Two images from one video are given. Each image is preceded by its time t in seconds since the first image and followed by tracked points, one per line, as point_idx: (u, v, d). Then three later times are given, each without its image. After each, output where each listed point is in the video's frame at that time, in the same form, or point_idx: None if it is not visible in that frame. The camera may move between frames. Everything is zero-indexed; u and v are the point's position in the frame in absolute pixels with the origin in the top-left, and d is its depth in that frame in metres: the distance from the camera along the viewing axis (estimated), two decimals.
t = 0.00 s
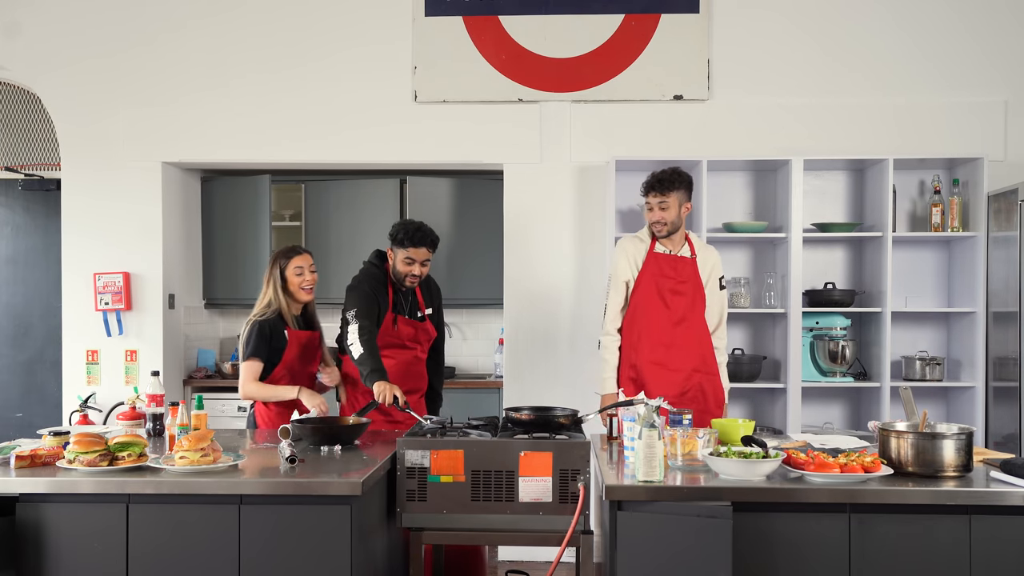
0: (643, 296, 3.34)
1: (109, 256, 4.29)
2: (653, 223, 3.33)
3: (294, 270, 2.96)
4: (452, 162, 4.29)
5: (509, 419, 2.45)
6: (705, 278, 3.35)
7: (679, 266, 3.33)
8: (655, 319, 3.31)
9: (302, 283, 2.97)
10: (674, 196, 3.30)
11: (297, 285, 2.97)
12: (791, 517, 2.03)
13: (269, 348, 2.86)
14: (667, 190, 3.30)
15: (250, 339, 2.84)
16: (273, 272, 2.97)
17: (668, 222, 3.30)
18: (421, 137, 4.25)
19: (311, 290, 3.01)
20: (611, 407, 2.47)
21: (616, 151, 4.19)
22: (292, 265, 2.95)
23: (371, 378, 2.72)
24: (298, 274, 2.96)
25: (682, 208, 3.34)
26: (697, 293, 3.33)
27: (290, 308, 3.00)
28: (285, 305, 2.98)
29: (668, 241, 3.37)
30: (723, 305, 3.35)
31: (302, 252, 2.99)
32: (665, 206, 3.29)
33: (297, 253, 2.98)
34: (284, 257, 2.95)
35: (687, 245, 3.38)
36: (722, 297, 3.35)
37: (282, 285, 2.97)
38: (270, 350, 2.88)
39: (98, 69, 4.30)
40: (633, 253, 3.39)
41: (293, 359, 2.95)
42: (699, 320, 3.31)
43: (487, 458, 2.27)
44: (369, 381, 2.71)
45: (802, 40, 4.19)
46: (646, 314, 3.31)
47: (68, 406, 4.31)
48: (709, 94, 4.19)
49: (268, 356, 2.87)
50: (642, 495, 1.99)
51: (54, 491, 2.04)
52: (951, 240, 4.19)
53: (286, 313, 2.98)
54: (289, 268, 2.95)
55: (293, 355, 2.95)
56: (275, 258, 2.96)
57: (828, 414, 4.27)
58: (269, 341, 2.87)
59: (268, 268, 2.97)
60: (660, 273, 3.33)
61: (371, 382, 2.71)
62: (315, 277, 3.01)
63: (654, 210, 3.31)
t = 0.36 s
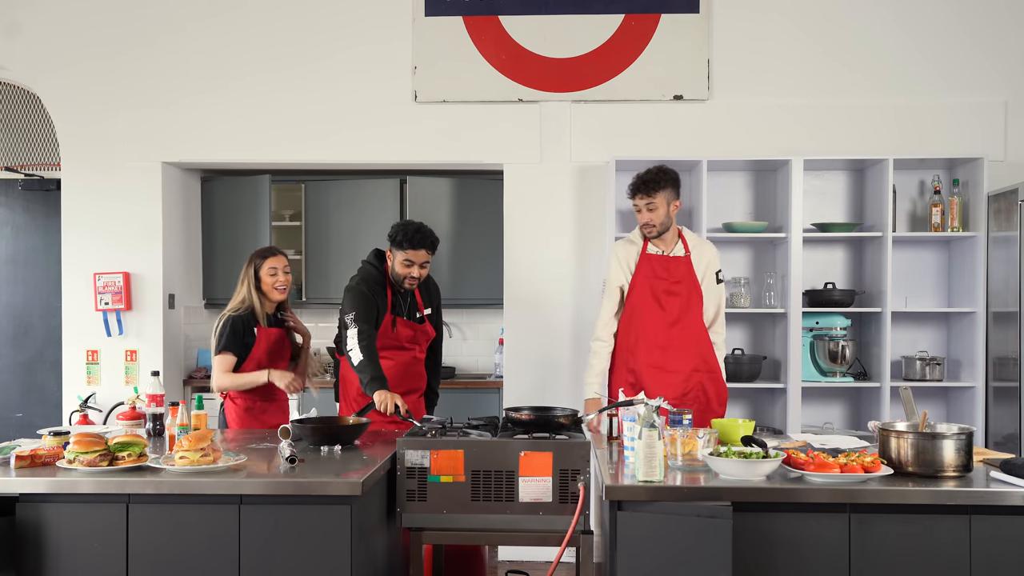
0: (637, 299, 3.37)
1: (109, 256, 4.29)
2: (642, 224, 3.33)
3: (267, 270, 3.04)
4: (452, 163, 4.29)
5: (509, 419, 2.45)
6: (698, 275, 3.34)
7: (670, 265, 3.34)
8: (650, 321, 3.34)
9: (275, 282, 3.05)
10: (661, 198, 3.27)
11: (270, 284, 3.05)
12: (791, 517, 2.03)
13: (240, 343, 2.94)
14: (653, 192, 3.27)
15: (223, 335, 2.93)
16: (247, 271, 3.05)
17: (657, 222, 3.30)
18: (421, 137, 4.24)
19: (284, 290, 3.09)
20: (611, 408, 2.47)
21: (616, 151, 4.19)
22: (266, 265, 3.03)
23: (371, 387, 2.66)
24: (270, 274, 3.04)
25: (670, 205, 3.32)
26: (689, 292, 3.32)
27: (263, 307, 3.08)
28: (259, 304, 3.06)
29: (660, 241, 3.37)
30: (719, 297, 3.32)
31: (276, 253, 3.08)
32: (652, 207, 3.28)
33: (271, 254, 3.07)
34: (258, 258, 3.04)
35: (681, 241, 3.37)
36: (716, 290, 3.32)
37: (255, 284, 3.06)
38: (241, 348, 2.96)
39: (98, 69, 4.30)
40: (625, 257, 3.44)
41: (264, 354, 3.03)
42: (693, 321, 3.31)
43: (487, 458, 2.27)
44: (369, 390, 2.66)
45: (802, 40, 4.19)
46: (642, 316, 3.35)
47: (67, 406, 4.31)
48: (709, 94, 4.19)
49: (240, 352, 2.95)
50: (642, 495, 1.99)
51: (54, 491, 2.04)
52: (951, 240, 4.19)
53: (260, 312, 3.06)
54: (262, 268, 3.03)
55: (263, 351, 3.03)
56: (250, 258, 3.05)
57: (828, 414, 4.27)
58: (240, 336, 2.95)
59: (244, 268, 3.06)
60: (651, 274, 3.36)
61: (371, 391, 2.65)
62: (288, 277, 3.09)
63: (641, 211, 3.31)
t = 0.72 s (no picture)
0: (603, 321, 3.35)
1: (110, 256, 4.29)
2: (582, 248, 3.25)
3: (243, 266, 3.06)
4: (451, 163, 4.29)
5: (509, 419, 2.45)
6: (659, 280, 3.30)
7: (625, 281, 3.28)
8: (617, 338, 3.31)
9: (252, 279, 3.07)
10: (594, 222, 3.16)
11: (247, 281, 3.07)
12: (791, 517, 2.03)
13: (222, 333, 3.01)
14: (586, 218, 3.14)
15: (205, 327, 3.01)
16: (221, 268, 3.06)
17: (597, 246, 3.22)
18: (421, 137, 4.25)
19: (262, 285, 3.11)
20: (611, 407, 2.47)
21: (616, 151, 4.19)
22: (241, 262, 3.05)
23: (372, 391, 2.65)
24: (248, 270, 3.06)
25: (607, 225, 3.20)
26: (650, 302, 3.28)
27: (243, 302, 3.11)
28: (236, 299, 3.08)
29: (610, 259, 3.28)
30: (689, 284, 3.30)
31: (251, 248, 3.09)
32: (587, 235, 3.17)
33: (246, 250, 3.07)
34: (232, 254, 3.04)
35: (632, 250, 3.30)
36: (681, 283, 3.30)
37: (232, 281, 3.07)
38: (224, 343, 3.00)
39: (98, 69, 4.30)
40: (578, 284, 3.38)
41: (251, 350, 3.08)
42: (660, 328, 3.27)
43: (486, 458, 2.27)
44: (369, 392, 2.65)
45: (802, 40, 4.19)
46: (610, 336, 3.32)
47: (67, 406, 4.31)
48: (709, 94, 4.19)
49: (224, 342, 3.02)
50: (642, 495, 1.99)
51: (54, 491, 2.04)
52: (951, 240, 4.19)
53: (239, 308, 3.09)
54: (238, 264, 3.05)
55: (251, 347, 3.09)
56: (223, 255, 3.06)
57: (828, 414, 4.27)
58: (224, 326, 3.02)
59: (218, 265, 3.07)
60: (608, 295, 3.32)
61: (372, 395, 2.64)
62: (265, 272, 3.11)
63: (578, 238, 3.21)
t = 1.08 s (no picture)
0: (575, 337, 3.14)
1: (110, 256, 4.29)
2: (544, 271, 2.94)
3: (231, 267, 3.07)
4: (451, 163, 4.29)
5: (509, 419, 2.45)
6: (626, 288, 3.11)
7: (593, 294, 3.04)
8: (591, 352, 3.11)
9: (238, 280, 3.08)
10: (552, 244, 2.82)
11: (234, 281, 3.08)
12: (792, 517, 2.03)
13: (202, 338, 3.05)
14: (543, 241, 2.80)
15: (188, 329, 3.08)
16: (212, 267, 3.11)
17: (558, 267, 2.87)
18: (421, 137, 4.24)
19: (249, 286, 3.11)
20: (611, 407, 2.47)
21: (616, 151, 4.19)
22: (229, 262, 3.07)
23: (366, 391, 2.63)
24: (234, 271, 3.07)
25: (566, 245, 2.88)
26: (620, 312, 3.06)
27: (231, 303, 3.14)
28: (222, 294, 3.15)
29: (576, 276, 3.05)
30: (657, 283, 3.13)
31: (241, 249, 3.10)
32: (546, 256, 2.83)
33: (236, 250, 3.08)
34: (222, 254, 3.08)
35: (596, 262, 3.07)
36: (648, 285, 3.12)
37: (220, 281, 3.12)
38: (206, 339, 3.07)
39: (97, 70, 4.30)
40: (547, 302, 3.16)
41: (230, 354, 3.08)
42: (633, 336, 3.06)
43: (486, 458, 2.27)
44: (364, 392, 2.63)
45: (801, 40, 4.19)
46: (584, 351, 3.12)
47: (67, 406, 4.31)
48: (709, 94, 4.19)
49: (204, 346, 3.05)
50: (642, 495, 1.99)
51: (54, 491, 2.04)
52: (951, 240, 4.19)
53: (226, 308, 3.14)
54: (225, 265, 3.07)
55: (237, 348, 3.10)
56: (216, 254, 3.11)
57: (828, 414, 4.27)
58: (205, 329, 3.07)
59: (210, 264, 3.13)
60: (577, 311, 3.08)
61: (366, 394, 2.62)
62: (253, 274, 3.10)
63: (538, 261, 2.88)
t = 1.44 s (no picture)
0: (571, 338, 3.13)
1: (110, 256, 4.29)
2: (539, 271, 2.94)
3: (229, 266, 3.06)
4: (451, 163, 4.29)
5: (509, 419, 2.45)
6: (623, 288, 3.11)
7: (589, 294, 3.03)
8: (587, 352, 3.10)
9: (236, 279, 3.07)
10: (547, 244, 2.81)
11: (231, 281, 3.07)
12: (792, 517, 2.03)
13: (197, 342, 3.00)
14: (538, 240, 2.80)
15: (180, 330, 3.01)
16: (209, 264, 3.09)
17: (553, 267, 2.88)
18: (421, 137, 4.24)
19: (245, 287, 3.10)
20: (611, 407, 2.47)
21: (616, 151, 4.19)
22: (228, 262, 3.05)
23: (366, 390, 2.62)
24: (232, 271, 3.06)
25: (561, 244, 2.87)
26: (615, 312, 3.07)
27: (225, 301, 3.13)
28: (217, 292, 3.13)
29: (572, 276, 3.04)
30: (654, 283, 3.13)
31: (240, 248, 3.09)
32: (541, 256, 2.83)
33: (235, 249, 3.08)
34: (220, 253, 3.07)
35: (591, 262, 3.07)
36: (645, 285, 3.13)
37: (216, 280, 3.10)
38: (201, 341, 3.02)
39: (97, 70, 4.30)
40: (544, 302, 3.16)
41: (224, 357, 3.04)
42: (628, 336, 3.07)
43: (486, 458, 2.27)
44: (365, 391, 2.62)
45: (801, 40, 4.19)
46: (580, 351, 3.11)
47: (67, 406, 4.31)
48: (709, 94, 4.19)
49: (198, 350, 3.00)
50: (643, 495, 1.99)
51: (54, 491, 2.04)
52: (951, 240, 4.19)
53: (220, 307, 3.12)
54: (223, 264, 3.06)
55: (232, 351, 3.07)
56: (213, 252, 3.08)
57: (828, 414, 4.27)
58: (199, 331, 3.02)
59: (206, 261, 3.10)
60: (573, 311, 3.07)
61: (366, 393, 2.61)
62: (251, 274, 3.10)
63: (533, 261, 2.88)
